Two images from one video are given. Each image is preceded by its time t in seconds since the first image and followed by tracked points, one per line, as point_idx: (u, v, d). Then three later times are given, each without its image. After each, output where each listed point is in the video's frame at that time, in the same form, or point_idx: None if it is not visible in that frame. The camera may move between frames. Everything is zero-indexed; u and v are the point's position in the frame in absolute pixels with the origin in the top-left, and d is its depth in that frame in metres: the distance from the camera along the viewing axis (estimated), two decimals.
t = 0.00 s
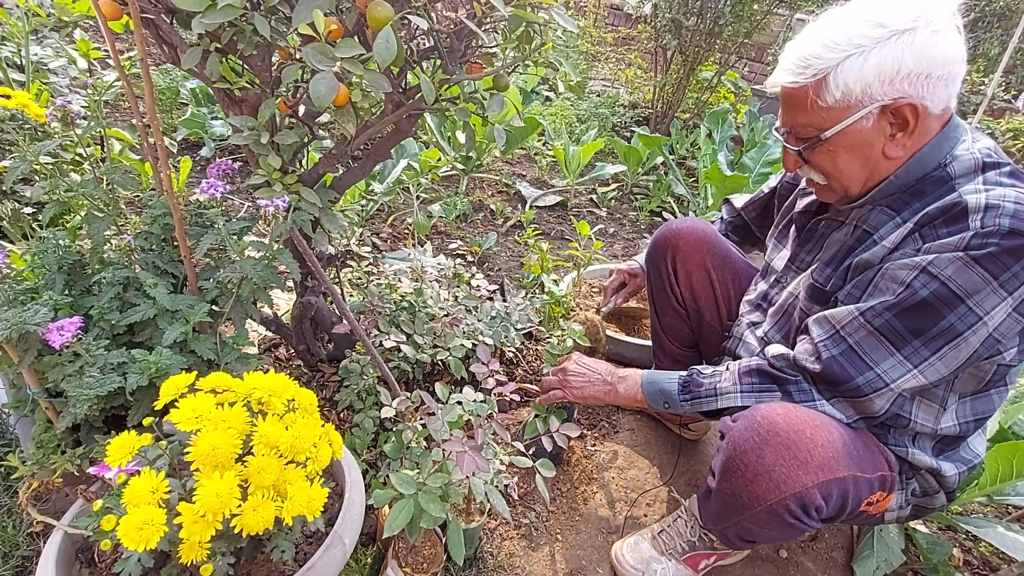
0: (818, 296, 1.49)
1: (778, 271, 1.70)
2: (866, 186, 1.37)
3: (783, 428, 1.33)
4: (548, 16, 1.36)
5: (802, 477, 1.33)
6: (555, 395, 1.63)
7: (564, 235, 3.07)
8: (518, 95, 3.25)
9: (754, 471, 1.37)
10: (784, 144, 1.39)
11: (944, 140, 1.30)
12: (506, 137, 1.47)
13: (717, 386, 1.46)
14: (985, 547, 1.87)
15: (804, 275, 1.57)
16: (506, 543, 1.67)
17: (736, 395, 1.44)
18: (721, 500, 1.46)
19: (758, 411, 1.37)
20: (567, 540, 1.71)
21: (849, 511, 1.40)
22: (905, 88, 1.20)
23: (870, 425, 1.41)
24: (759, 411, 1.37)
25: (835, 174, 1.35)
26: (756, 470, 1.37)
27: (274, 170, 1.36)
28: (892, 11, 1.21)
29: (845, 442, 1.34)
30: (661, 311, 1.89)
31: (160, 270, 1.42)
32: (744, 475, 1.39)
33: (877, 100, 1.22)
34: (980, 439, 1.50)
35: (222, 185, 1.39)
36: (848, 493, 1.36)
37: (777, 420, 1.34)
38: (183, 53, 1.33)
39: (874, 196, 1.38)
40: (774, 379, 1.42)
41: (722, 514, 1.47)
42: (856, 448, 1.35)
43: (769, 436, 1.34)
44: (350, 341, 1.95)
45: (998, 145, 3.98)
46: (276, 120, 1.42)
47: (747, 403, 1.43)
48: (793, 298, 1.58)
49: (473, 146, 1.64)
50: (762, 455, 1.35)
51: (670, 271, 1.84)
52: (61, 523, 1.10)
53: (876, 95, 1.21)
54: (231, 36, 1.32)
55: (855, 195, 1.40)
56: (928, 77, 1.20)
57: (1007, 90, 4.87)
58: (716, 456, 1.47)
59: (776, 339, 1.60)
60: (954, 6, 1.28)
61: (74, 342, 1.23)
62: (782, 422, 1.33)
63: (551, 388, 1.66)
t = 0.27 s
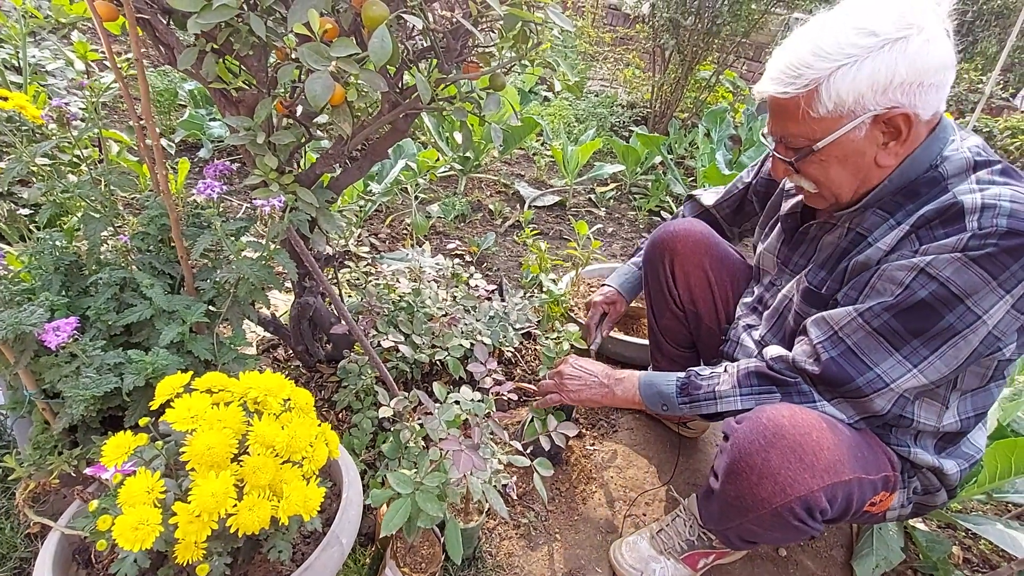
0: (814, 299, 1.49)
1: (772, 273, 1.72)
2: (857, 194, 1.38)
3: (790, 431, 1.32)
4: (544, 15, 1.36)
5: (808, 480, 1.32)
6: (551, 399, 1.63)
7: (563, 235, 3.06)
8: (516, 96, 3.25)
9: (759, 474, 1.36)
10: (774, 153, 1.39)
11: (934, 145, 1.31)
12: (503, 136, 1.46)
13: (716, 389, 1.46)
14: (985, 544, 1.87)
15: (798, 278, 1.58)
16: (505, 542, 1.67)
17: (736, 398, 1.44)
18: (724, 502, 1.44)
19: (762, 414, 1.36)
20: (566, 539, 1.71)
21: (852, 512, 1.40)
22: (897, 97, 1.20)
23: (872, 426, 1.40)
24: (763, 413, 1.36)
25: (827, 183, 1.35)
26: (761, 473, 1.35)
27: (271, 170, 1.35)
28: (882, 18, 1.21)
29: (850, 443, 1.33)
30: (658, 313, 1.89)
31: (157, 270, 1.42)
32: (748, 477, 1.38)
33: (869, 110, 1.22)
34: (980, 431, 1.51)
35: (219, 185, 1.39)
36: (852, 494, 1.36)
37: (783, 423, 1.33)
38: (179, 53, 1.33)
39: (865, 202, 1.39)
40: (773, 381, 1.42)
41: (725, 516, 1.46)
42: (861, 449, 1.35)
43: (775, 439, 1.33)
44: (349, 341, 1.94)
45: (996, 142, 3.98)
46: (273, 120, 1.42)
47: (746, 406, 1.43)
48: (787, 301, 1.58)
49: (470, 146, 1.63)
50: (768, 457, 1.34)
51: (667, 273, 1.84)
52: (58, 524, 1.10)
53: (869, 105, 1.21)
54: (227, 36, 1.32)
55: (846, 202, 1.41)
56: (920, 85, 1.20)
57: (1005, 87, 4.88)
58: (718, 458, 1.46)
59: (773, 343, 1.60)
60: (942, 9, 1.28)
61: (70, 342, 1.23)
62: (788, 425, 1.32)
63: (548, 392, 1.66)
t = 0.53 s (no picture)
0: (812, 300, 1.49)
1: (769, 274, 1.71)
2: (851, 198, 1.37)
3: (793, 432, 1.31)
4: (541, 12, 1.36)
5: (811, 483, 1.32)
6: (548, 400, 1.63)
7: (562, 233, 3.06)
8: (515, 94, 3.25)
9: (762, 476, 1.35)
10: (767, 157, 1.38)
11: (929, 148, 1.31)
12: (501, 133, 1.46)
13: (715, 390, 1.46)
14: (984, 541, 1.87)
15: (796, 279, 1.58)
16: (503, 540, 1.67)
17: (735, 399, 1.44)
18: (725, 502, 1.44)
19: (765, 415, 1.35)
20: (564, 537, 1.71)
21: (854, 512, 1.40)
22: (891, 101, 1.20)
23: (873, 426, 1.39)
24: (766, 415, 1.35)
25: (821, 188, 1.34)
26: (764, 475, 1.35)
27: (267, 167, 1.35)
28: (875, 20, 1.20)
29: (854, 445, 1.33)
30: (655, 313, 1.88)
31: (153, 268, 1.42)
32: (750, 479, 1.37)
33: (863, 114, 1.21)
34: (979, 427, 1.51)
35: (215, 183, 1.39)
36: (855, 496, 1.35)
37: (787, 424, 1.32)
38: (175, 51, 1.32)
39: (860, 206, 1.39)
40: (772, 382, 1.42)
41: (726, 516, 1.45)
42: (864, 450, 1.34)
43: (778, 441, 1.32)
44: (347, 340, 1.94)
45: (995, 140, 3.98)
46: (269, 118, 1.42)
47: (745, 407, 1.43)
48: (784, 302, 1.60)
49: (467, 143, 1.63)
50: (770, 459, 1.33)
51: (664, 273, 1.83)
52: (53, 522, 1.10)
53: (862, 109, 1.20)
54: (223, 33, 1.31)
55: (840, 206, 1.40)
56: (915, 89, 1.19)
57: (1002, 85, 4.90)
58: (720, 459, 1.45)
59: (771, 343, 1.61)
60: (937, 9, 1.26)
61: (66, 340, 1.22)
62: (791, 426, 1.32)
63: (544, 393, 1.65)
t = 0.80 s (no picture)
0: (808, 300, 1.49)
1: (767, 272, 1.71)
2: (847, 198, 1.37)
3: (791, 430, 1.31)
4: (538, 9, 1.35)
5: (808, 481, 1.32)
6: (545, 397, 1.63)
7: (560, 232, 3.06)
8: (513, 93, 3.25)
9: (760, 474, 1.35)
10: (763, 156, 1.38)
11: (927, 148, 1.30)
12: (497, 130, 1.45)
13: (711, 389, 1.46)
14: (982, 538, 1.87)
15: (793, 278, 1.58)
16: (501, 538, 1.66)
17: (731, 398, 1.44)
18: (722, 501, 1.43)
19: (762, 413, 1.35)
20: (562, 535, 1.71)
21: (852, 510, 1.40)
22: (887, 101, 1.19)
23: (870, 425, 1.40)
24: (763, 412, 1.35)
25: (816, 187, 1.34)
26: (761, 473, 1.34)
27: (263, 165, 1.34)
28: (872, 18, 1.19)
29: (851, 444, 1.33)
30: (652, 311, 1.89)
31: (149, 266, 1.42)
32: (748, 477, 1.36)
33: (858, 114, 1.21)
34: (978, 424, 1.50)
35: (211, 180, 1.39)
36: (852, 494, 1.35)
37: (784, 422, 1.32)
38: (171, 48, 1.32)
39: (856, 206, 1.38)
40: (768, 380, 1.41)
41: (723, 514, 1.45)
42: (861, 448, 1.34)
43: (776, 439, 1.32)
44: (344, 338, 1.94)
45: (994, 137, 3.98)
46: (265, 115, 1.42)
47: (741, 406, 1.43)
48: (780, 301, 1.60)
49: (464, 139, 1.63)
50: (768, 457, 1.33)
51: (661, 272, 1.83)
52: (49, 519, 1.09)
53: (858, 109, 1.20)
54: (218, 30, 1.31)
55: (836, 206, 1.40)
56: (911, 88, 1.19)
57: (1001, 83, 4.90)
58: (717, 457, 1.44)
59: (767, 342, 1.62)
60: (937, 7, 1.26)
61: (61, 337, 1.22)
62: (788, 424, 1.32)
63: (541, 389, 1.66)
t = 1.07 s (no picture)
0: (808, 298, 1.50)
1: (767, 270, 1.71)
2: (849, 195, 1.37)
3: (790, 428, 1.31)
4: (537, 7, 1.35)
5: (808, 478, 1.32)
6: (546, 395, 1.63)
7: (560, 231, 3.06)
8: (513, 92, 3.25)
9: (760, 472, 1.35)
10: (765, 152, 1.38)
11: (931, 146, 1.30)
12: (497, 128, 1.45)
13: (711, 386, 1.46)
14: (982, 536, 1.87)
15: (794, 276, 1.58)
16: (501, 536, 1.67)
17: (731, 395, 1.44)
18: (722, 498, 1.43)
19: (762, 410, 1.35)
20: (562, 533, 1.71)
21: (852, 506, 1.40)
22: (890, 97, 1.19)
23: (869, 423, 1.40)
24: (763, 410, 1.35)
25: (818, 184, 1.34)
26: (761, 470, 1.34)
27: (262, 163, 1.35)
28: (875, 14, 1.19)
29: (851, 441, 1.33)
30: (652, 309, 1.89)
31: (149, 264, 1.42)
32: (748, 475, 1.36)
33: (860, 111, 1.21)
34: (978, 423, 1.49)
35: (211, 179, 1.39)
36: (852, 491, 1.35)
37: (784, 420, 1.32)
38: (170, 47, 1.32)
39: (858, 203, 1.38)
40: (769, 378, 1.41)
41: (723, 512, 1.45)
42: (861, 445, 1.34)
43: (776, 436, 1.32)
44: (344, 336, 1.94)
45: (993, 136, 3.99)
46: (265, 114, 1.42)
47: (740, 403, 1.43)
48: (780, 299, 1.60)
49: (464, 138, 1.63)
50: (768, 455, 1.33)
51: (660, 269, 1.83)
52: (50, 517, 1.10)
53: (860, 105, 1.20)
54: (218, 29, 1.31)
55: (838, 203, 1.40)
56: (914, 85, 1.18)
57: (1001, 81, 4.92)
58: (717, 455, 1.44)
59: (767, 340, 1.62)
60: (943, 3, 1.25)
61: (61, 336, 1.23)
62: (788, 422, 1.32)
63: (542, 387, 1.66)
